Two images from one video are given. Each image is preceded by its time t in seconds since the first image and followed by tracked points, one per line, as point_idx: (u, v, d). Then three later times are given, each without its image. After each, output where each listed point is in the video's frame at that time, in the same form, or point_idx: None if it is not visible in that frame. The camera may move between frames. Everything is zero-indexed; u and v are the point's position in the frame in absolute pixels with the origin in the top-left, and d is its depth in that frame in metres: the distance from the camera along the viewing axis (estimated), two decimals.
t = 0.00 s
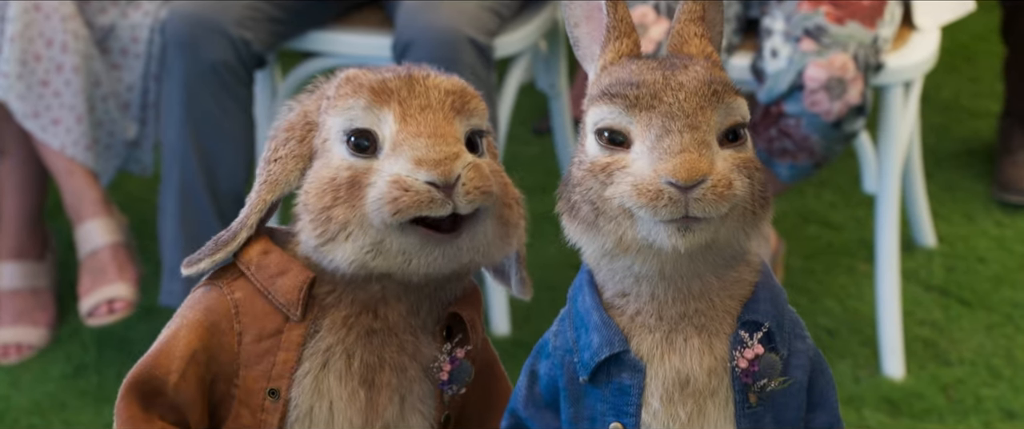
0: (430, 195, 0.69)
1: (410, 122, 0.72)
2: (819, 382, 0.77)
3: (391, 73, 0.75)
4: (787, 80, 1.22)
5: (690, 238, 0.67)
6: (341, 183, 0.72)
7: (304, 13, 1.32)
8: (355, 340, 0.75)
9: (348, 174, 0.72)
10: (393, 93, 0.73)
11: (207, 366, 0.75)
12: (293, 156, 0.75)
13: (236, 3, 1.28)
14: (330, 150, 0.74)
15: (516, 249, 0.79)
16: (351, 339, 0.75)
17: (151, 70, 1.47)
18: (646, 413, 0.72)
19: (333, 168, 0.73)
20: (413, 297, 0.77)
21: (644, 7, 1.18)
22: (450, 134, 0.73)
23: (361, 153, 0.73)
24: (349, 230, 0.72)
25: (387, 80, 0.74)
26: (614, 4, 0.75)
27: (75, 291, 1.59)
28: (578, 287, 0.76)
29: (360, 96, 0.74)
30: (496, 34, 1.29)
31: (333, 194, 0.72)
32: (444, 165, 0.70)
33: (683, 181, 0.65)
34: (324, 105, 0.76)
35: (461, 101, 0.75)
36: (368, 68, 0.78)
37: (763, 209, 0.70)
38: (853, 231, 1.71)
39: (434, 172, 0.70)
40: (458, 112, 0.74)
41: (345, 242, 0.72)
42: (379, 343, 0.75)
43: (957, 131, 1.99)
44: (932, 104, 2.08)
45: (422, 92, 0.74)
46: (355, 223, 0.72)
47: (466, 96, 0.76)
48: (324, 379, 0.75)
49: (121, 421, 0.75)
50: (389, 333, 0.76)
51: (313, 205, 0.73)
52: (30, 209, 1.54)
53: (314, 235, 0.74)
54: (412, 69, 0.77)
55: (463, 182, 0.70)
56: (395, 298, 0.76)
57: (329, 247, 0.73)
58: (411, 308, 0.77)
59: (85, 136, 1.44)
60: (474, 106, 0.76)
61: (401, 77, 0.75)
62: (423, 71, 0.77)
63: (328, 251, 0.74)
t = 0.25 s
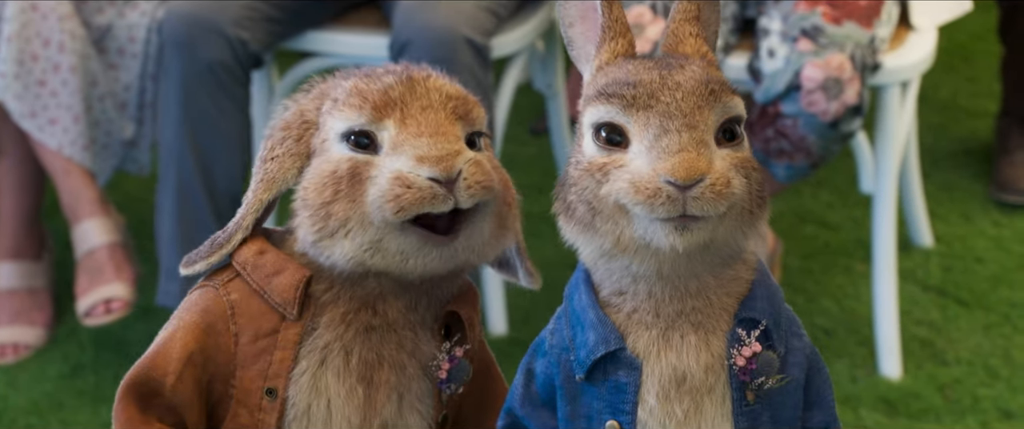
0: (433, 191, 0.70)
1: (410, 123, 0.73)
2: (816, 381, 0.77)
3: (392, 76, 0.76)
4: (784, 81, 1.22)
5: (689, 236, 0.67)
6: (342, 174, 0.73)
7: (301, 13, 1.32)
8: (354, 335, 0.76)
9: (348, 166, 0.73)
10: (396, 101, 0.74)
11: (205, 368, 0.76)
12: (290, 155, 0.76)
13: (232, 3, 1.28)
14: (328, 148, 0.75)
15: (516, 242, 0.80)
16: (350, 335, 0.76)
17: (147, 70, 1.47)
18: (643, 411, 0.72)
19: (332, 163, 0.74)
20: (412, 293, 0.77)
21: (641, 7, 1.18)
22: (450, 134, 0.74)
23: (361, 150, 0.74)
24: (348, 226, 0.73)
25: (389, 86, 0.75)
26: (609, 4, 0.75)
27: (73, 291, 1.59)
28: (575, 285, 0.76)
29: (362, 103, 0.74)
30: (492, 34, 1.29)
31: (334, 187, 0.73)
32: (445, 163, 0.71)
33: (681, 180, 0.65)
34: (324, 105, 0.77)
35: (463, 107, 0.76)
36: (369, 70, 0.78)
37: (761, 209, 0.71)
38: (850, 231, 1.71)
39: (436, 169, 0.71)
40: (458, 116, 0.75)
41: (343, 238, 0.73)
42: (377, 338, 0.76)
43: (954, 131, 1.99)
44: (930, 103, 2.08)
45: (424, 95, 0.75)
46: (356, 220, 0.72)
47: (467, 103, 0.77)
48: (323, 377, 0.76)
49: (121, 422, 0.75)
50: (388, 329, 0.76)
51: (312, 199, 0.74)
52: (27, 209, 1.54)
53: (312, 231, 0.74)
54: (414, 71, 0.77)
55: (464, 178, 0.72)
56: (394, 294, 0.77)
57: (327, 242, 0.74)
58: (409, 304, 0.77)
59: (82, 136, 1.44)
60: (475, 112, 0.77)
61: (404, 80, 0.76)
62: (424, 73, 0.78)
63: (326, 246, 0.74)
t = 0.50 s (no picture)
0: (411, 191, 0.73)
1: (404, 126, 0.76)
2: (817, 381, 0.77)
3: (396, 81, 0.79)
4: (784, 81, 1.22)
5: (696, 232, 0.68)
6: (334, 170, 0.77)
7: (301, 13, 1.32)
8: (349, 332, 0.79)
9: (341, 160, 0.77)
10: (393, 106, 0.77)
11: (202, 370, 0.79)
12: (295, 150, 0.80)
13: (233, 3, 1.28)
14: (326, 143, 0.79)
15: (511, 248, 0.82)
16: (346, 331, 0.79)
17: (147, 70, 1.47)
18: (644, 410, 0.73)
19: (327, 157, 0.78)
20: (407, 292, 0.80)
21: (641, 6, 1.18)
22: (439, 137, 0.76)
23: (356, 147, 0.77)
24: (337, 217, 0.76)
25: (392, 90, 0.78)
26: (609, 5, 0.75)
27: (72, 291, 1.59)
28: (576, 285, 0.76)
29: (360, 104, 0.78)
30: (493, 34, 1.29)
31: (325, 182, 0.77)
32: (430, 164, 0.74)
33: (689, 178, 0.66)
34: (331, 102, 0.80)
35: (461, 116, 0.78)
36: (377, 74, 0.82)
37: (766, 208, 0.71)
38: (850, 231, 1.72)
39: (418, 169, 0.73)
40: (455, 123, 0.78)
41: (333, 228, 0.77)
42: (373, 335, 0.79)
43: (954, 131, 1.99)
44: (930, 104, 2.08)
45: (422, 103, 0.78)
46: (342, 209, 0.76)
47: (467, 112, 0.79)
48: (318, 374, 0.79)
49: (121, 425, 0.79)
50: (384, 326, 0.79)
51: (305, 193, 0.78)
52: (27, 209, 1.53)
53: (306, 225, 0.78)
54: (420, 76, 0.80)
55: (448, 181, 0.74)
56: (388, 291, 0.80)
57: (319, 234, 0.78)
58: (405, 303, 0.80)
59: (82, 136, 1.44)
60: (473, 122, 0.79)
61: (408, 86, 0.79)
62: (431, 79, 0.81)
63: (319, 239, 0.78)
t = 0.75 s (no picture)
0: (383, 222, 0.67)
1: (379, 153, 0.69)
2: (818, 382, 0.79)
3: (374, 104, 0.71)
4: (785, 82, 1.22)
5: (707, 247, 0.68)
6: (307, 190, 0.69)
7: (301, 14, 1.32)
8: (331, 354, 0.72)
9: (315, 182, 0.69)
10: (371, 130, 0.70)
11: (185, 397, 0.73)
12: (269, 167, 0.72)
13: (234, 4, 1.28)
14: (300, 164, 0.71)
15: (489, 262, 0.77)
16: (326, 353, 0.72)
17: (148, 71, 1.47)
18: (648, 413, 0.73)
19: (301, 177, 0.70)
20: (386, 310, 0.73)
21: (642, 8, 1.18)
22: (416, 168, 0.69)
23: (329, 169, 0.70)
24: (306, 231, 0.69)
25: (370, 114, 0.71)
26: (611, 5, 0.74)
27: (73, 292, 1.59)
28: (578, 287, 0.77)
29: (337, 124, 0.70)
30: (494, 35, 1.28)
31: (297, 198, 0.69)
32: (405, 196, 0.67)
33: (699, 191, 0.65)
34: (307, 119, 0.73)
35: (437, 139, 0.71)
36: (353, 90, 0.74)
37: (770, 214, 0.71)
38: (851, 232, 1.72)
39: (391, 200, 0.67)
40: (432, 153, 0.71)
41: (301, 240, 0.69)
42: (353, 356, 0.73)
43: (955, 132, 1.99)
44: (930, 104, 2.08)
45: (399, 127, 0.70)
46: (314, 227, 0.69)
47: (443, 134, 0.72)
48: (301, 396, 0.73)
49: None
50: (365, 347, 0.73)
51: (277, 205, 0.70)
52: (28, 210, 1.54)
53: (274, 231, 0.70)
54: (397, 96, 0.73)
55: (421, 215, 0.67)
56: (365, 310, 0.73)
57: (286, 243, 0.70)
58: (384, 321, 0.74)
59: (83, 137, 1.44)
60: (449, 144, 0.72)
61: (383, 109, 0.71)
62: (408, 98, 0.73)
63: (285, 247, 0.70)
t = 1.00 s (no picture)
0: (317, 191, 0.67)
1: (311, 126, 0.70)
2: (817, 379, 0.77)
3: (303, 79, 0.72)
4: (785, 82, 1.22)
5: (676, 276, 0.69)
6: (244, 174, 0.70)
7: (302, 14, 1.32)
8: (295, 334, 0.72)
9: (251, 167, 0.70)
10: (301, 104, 0.71)
11: (155, 388, 0.73)
12: (213, 158, 0.73)
13: (234, 4, 1.28)
14: (239, 151, 0.72)
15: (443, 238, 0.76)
16: (291, 335, 0.72)
17: (148, 71, 1.47)
18: (647, 419, 0.73)
19: (240, 165, 0.71)
20: (345, 286, 0.73)
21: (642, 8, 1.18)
22: (351, 136, 0.70)
23: (267, 152, 0.71)
24: (248, 215, 0.70)
25: (299, 89, 0.71)
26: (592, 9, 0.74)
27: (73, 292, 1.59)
28: (572, 296, 0.77)
29: (268, 105, 0.71)
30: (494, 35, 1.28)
31: (235, 183, 0.70)
32: (337, 167, 0.68)
33: (647, 203, 0.65)
34: (245, 106, 0.73)
35: (367, 104, 0.72)
36: (285, 72, 0.75)
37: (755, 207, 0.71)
38: (851, 232, 1.72)
39: (325, 171, 0.68)
40: (363, 117, 0.71)
41: (245, 226, 0.70)
42: (317, 335, 0.72)
43: (955, 132, 1.99)
44: (930, 105, 2.08)
45: (328, 98, 0.71)
46: (252, 209, 0.70)
47: (372, 99, 0.72)
48: (269, 380, 0.72)
49: None
50: (329, 324, 0.73)
51: (220, 193, 0.71)
52: (28, 210, 1.54)
53: (218, 221, 0.71)
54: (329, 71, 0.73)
55: (356, 185, 0.68)
56: (323, 288, 0.73)
57: (231, 232, 0.71)
58: (345, 298, 0.73)
59: (83, 137, 1.44)
60: (380, 108, 0.72)
61: (310, 83, 0.72)
62: (339, 72, 0.74)
63: (231, 236, 0.71)
